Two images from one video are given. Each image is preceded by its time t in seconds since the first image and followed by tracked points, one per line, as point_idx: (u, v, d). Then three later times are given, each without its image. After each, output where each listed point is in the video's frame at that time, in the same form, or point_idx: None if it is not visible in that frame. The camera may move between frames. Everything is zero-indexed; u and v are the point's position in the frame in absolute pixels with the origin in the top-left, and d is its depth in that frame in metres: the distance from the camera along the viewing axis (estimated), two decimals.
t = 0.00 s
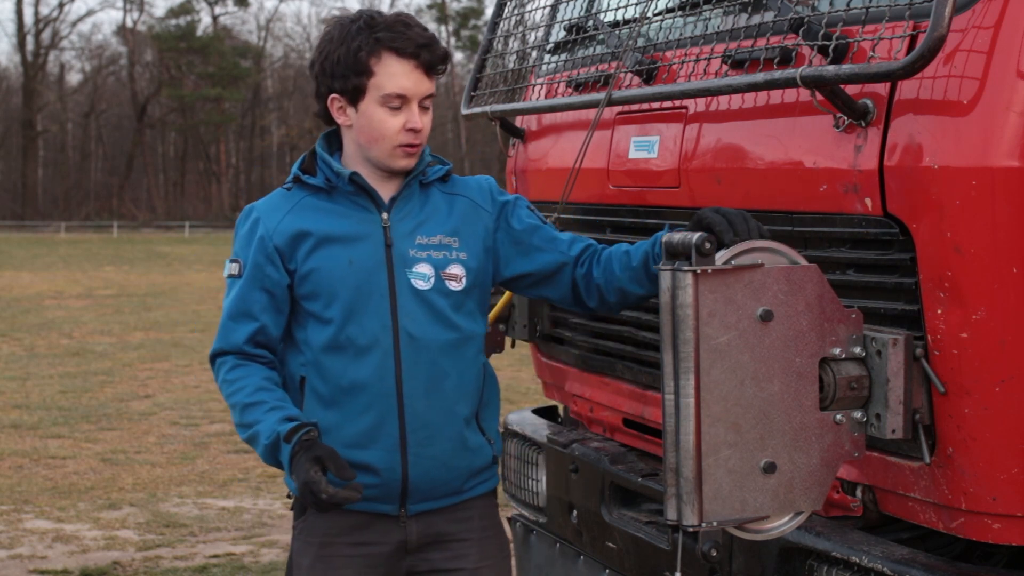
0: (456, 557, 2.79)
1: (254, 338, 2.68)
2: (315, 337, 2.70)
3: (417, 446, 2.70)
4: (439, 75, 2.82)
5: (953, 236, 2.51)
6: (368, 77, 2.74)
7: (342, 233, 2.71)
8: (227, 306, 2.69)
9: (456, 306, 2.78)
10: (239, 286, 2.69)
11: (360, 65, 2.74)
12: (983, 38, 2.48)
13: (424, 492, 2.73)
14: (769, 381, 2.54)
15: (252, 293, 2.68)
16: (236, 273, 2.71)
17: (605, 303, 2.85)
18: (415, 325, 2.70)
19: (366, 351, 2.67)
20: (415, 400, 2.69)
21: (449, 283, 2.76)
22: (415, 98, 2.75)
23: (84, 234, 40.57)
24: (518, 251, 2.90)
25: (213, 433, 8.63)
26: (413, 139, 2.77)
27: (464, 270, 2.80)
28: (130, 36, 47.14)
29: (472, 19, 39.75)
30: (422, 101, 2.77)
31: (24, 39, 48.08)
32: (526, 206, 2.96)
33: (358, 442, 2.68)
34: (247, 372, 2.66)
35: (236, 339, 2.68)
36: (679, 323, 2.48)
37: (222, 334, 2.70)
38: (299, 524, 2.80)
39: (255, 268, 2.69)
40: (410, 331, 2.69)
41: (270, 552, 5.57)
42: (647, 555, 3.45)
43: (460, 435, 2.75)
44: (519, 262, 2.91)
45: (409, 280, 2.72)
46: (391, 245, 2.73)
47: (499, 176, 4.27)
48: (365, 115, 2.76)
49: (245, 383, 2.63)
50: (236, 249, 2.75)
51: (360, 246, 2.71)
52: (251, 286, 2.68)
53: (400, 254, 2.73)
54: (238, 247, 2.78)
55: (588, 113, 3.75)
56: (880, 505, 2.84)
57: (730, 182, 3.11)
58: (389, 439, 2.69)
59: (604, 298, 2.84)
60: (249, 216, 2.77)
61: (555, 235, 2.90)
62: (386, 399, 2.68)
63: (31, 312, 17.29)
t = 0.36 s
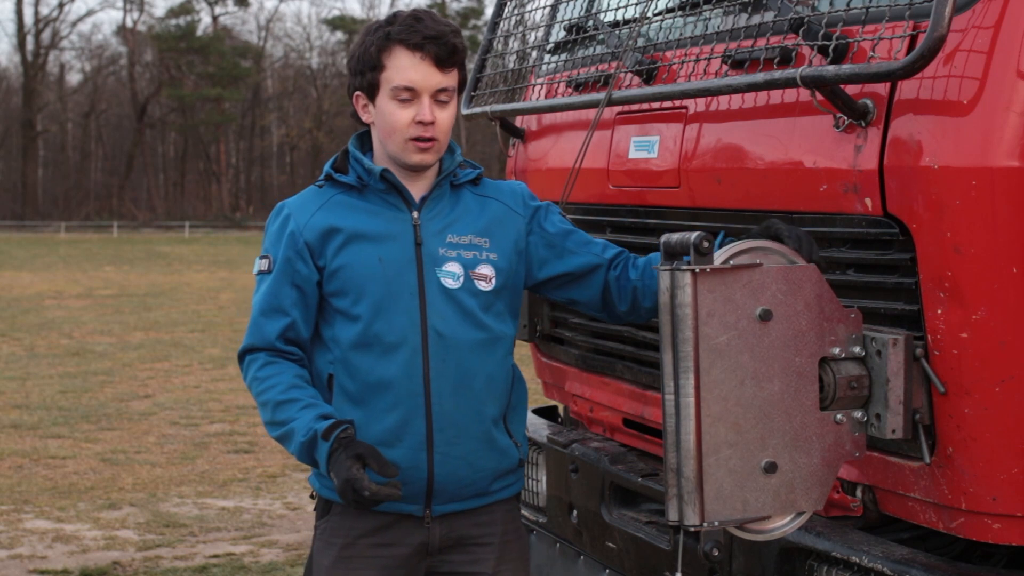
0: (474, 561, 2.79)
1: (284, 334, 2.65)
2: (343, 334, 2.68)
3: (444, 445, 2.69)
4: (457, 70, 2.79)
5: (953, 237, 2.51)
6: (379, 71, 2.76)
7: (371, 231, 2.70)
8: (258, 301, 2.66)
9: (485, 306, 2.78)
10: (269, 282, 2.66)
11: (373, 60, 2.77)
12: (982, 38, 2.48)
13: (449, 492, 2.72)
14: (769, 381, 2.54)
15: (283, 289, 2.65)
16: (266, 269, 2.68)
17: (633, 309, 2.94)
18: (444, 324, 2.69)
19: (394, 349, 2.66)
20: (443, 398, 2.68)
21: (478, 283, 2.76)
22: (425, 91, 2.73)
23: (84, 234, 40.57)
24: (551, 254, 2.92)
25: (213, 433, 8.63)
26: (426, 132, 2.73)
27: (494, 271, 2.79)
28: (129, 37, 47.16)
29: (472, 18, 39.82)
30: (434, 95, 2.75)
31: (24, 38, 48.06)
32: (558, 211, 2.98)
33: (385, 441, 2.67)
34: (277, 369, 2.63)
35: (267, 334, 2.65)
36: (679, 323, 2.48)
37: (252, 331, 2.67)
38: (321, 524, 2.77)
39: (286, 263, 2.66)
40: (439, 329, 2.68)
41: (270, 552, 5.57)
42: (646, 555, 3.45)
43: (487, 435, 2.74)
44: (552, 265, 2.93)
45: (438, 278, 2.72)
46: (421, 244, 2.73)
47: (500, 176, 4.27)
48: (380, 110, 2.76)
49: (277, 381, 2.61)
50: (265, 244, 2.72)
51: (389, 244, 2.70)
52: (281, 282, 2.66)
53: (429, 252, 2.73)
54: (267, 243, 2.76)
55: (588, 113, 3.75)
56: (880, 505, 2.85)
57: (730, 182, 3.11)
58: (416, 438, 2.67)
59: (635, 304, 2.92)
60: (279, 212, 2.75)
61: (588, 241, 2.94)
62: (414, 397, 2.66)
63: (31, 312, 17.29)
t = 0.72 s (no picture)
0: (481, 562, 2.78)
1: (296, 330, 2.64)
2: (355, 332, 2.68)
3: (454, 445, 2.69)
4: (473, 69, 2.79)
5: (953, 237, 2.51)
6: (396, 69, 2.76)
7: (385, 230, 2.70)
8: (270, 297, 2.65)
9: (498, 307, 2.78)
10: (281, 277, 2.65)
11: (390, 58, 2.77)
12: (983, 38, 2.48)
13: (458, 491, 2.71)
14: (769, 381, 2.54)
15: (296, 284, 2.64)
16: (279, 264, 2.67)
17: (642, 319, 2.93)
18: (457, 324, 2.69)
19: (407, 347, 2.65)
20: (454, 398, 2.68)
21: (491, 284, 2.76)
22: (440, 90, 2.73)
23: (84, 234, 40.57)
24: (564, 259, 2.92)
25: (213, 433, 8.63)
26: (439, 131, 2.73)
27: (507, 272, 2.80)
28: (129, 37, 47.17)
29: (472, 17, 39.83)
30: (450, 93, 2.75)
31: (24, 38, 48.05)
32: (570, 216, 2.98)
33: (397, 439, 2.66)
34: (288, 364, 2.62)
35: (279, 330, 2.63)
36: (678, 322, 2.48)
37: (264, 327, 2.65)
38: (331, 524, 2.77)
39: (299, 259, 2.66)
40: (451, 329, 2.68)
41: (270, 552, 5.57)
42: (647, 555, 3.45)
43: (497, 436, 2.74)
44: (563, 271, 2.93)
45: (452, 278, 2.72)
46: (435, 244, 2.73)
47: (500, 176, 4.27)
48: (395, 108, 2.77)
49: (290, 376, 2.59)
50: (278, 240, 2.71)
51: (403, 242, 2.70)
52: (294, 277, 2.65)
53: (443, 252, 2.73)
54: (280, 238, 2.75)
55: (588, 113, 3.75)
56: (880, 505, 2.85)
57: (730, 182, 3.11)
58: (427, 437, 2.67)
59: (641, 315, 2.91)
60: (293, 209, 2.74)
61: (600, 248, 2.94)
62: (425, 396, 2.66)
63: (31, 312, 17.29)
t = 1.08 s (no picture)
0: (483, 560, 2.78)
1: (307, 326, 2.64)
2: (364, 328, 2.68)
3: (460, 442, 2.69)
4: (481, 68, 2.79)
5: (954, 237, 2.51)
6: (405, 69, 2.76)
7: (395, 227, 2.70)
8: (281, 292, 2.65)
9: (506, 307, 2.78)
10: (292, 272, 2.65)
11: (399, 58, 2.76)
12: (983, 38, 2.48)
13: (463, 488, 2.72)
14: (769, 380, 2.54)
15: (307, 280, 2.64)
16: (289, 260, 2.67)
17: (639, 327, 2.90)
18: (466, 322, 2.69)
19: (416, 345, 2.65)
20: (461, 396, 2.67)
21: (500, 284, 2.76)
22: (449, 89, 2.73)
23: (84, 234, 40.57)
24: (566, 264, 2.92)
25: (213, 433, 8.63)
26: (448, 130, 2.74)
27: (515, 272, 2.80)
28: (130, 37, 47.17)
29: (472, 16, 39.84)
30: (458, 93, 2.75)
31: (24, 38, 48.04)
32: (577, 220, 2.98)
33: (405, 436, 2.66)
34: (298, 360, 2.61)
35: (290, 325, 2.62)
36: (677, 322, 2.48)
37: (274, 322, 2.64)
38: (336, 521, 2.77)
39: (310, 255, 2.65)
40: (460, 327, 2.68)
41: (270, 552, 5.57)
42: (647, 555, 3.45)
43: (502, 435, 2.74)
44: (564, 277, 2.93)
45: (462, 277, 2.71)
46: (445, 242, 2.72)
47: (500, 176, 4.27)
48: (404, 108, 2.77)
49: (301, 371, 2.59)
50: (288, 235, 2.71)
51: (414, 240, 2.70)
52: (305, 273, 2.64)
53: (453, 251, 2.73)
54: (290, 234, 2.74)
55: (588, 113, 3.74)
56: (880, 505, 2.85)
57: (730, 182, 3.11)
58: (435, 434, 2.67)
59: (636, 322, 2.90)
60: (303, 204, 2.74)
61: (602, 254, 2.94)
62: (433, 394, 2.66)
63: (31, 312, 17.29)
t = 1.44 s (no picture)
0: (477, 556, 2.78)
1: (307, 324, 2.65)
2: (362, 326, 2.68)
3: (455, 439, 2.69)
4: (476, 70, 2.78)
5: (953, 237, 2.51)
6: (400, 71, 2.76)
7: (393, 226, 2.71)
8: (281, 290, 2.66)
9: (502, 305, 2.78)
10: (293, 272, 2.66)
11: (395, 60, 2.77)
12: (983, 38, 2.48)
13: (458, 484, 2.72)
14: (769, 381, 2.54)
15: (307, 279, 2.65)
16: (289, 259, 2.68)
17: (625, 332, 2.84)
18: (461, 320, 2.69)
19: (412, 342, 2.65)
20: (456, 392, 2.67)
21: (496, 282, 2.75)
22: (444, 91, 2.73)
23: (84, 234, 40.57)
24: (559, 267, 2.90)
25: (213, 433, 8.63)
26: (443, 131, 2.73)
27: (512, 270, 2.79)
28: (130, 37, 47.19)
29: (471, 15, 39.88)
30: (453, 94, 2.74)
31: (23, 38, 48.02)
32: (574, 220, 2.97)
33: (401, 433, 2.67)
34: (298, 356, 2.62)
35: (292, 323, 2.63)
36: (678, 322, 2.48)
37: (276, 321, 2.65)
38: (332, 514, 2.79)
39: (310, 254, 2.66)
40: (456, 325, 2.68)
41: (270, 552, 5.57)
42: (646, 555, 3.45)
43: (497, 431, 2.74)
44: (558, 278, 2.91)
45: (457, 275, 2.71)
46: (442, 240, 2.72)
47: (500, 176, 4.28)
48: (400, 110, 2.77)
49: (301, 368, 2.60)
50: (289, 235, 2.73)
51: (411, 239, 2.70)
52: (305, 272, 2.65)
53: (449, 250, 2.72)
54: (291, 234, 2.76)
55: (588, 113, 3.75)
56: (880, 505, 2.85)
57: (730, 182, 3.11)
58: (429, 431, 2.67)
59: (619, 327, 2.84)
60: (304, 204, 2.75)
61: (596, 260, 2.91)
62: (428, 391, 2.66)
63: (31, 312, 17.29)
